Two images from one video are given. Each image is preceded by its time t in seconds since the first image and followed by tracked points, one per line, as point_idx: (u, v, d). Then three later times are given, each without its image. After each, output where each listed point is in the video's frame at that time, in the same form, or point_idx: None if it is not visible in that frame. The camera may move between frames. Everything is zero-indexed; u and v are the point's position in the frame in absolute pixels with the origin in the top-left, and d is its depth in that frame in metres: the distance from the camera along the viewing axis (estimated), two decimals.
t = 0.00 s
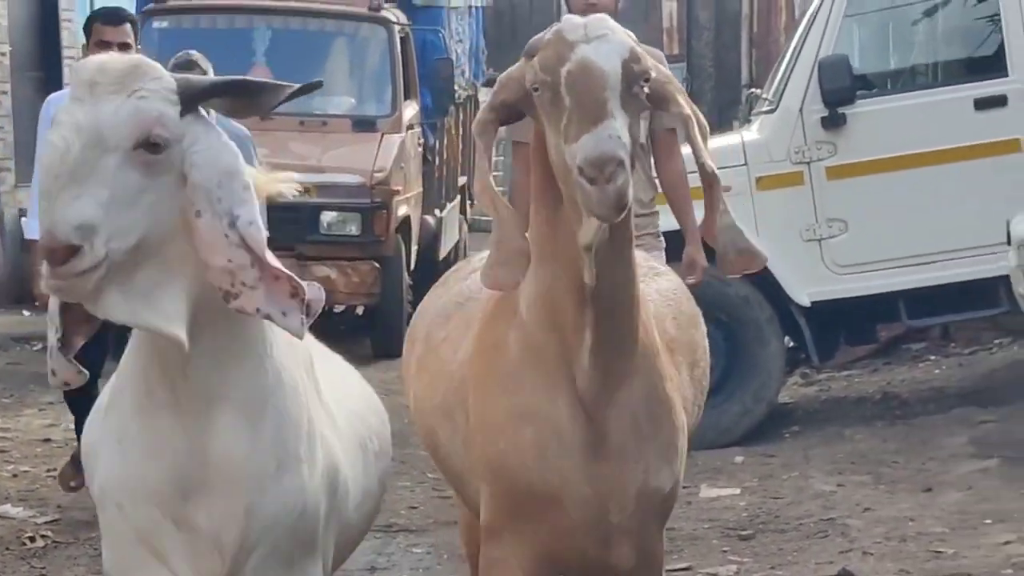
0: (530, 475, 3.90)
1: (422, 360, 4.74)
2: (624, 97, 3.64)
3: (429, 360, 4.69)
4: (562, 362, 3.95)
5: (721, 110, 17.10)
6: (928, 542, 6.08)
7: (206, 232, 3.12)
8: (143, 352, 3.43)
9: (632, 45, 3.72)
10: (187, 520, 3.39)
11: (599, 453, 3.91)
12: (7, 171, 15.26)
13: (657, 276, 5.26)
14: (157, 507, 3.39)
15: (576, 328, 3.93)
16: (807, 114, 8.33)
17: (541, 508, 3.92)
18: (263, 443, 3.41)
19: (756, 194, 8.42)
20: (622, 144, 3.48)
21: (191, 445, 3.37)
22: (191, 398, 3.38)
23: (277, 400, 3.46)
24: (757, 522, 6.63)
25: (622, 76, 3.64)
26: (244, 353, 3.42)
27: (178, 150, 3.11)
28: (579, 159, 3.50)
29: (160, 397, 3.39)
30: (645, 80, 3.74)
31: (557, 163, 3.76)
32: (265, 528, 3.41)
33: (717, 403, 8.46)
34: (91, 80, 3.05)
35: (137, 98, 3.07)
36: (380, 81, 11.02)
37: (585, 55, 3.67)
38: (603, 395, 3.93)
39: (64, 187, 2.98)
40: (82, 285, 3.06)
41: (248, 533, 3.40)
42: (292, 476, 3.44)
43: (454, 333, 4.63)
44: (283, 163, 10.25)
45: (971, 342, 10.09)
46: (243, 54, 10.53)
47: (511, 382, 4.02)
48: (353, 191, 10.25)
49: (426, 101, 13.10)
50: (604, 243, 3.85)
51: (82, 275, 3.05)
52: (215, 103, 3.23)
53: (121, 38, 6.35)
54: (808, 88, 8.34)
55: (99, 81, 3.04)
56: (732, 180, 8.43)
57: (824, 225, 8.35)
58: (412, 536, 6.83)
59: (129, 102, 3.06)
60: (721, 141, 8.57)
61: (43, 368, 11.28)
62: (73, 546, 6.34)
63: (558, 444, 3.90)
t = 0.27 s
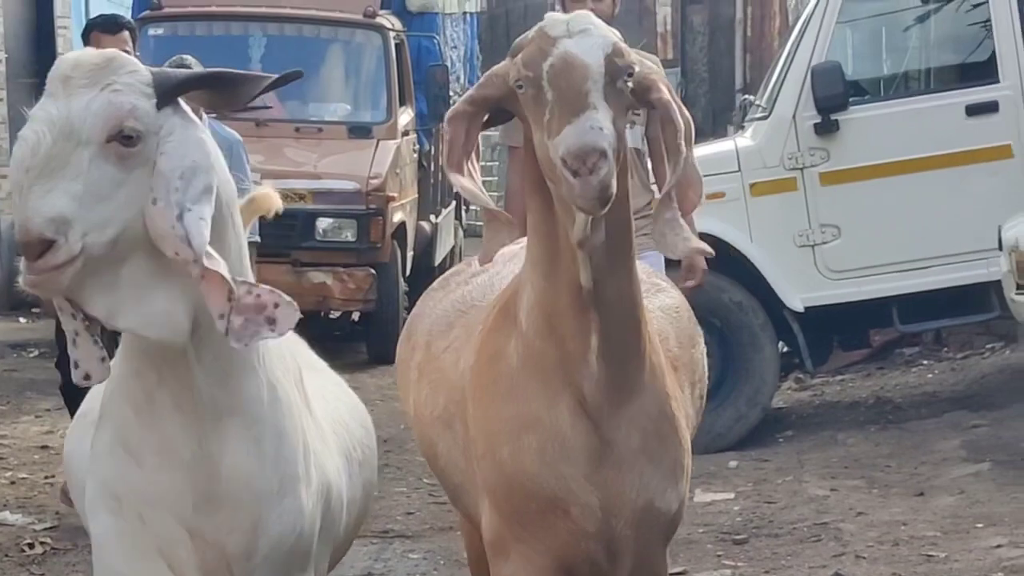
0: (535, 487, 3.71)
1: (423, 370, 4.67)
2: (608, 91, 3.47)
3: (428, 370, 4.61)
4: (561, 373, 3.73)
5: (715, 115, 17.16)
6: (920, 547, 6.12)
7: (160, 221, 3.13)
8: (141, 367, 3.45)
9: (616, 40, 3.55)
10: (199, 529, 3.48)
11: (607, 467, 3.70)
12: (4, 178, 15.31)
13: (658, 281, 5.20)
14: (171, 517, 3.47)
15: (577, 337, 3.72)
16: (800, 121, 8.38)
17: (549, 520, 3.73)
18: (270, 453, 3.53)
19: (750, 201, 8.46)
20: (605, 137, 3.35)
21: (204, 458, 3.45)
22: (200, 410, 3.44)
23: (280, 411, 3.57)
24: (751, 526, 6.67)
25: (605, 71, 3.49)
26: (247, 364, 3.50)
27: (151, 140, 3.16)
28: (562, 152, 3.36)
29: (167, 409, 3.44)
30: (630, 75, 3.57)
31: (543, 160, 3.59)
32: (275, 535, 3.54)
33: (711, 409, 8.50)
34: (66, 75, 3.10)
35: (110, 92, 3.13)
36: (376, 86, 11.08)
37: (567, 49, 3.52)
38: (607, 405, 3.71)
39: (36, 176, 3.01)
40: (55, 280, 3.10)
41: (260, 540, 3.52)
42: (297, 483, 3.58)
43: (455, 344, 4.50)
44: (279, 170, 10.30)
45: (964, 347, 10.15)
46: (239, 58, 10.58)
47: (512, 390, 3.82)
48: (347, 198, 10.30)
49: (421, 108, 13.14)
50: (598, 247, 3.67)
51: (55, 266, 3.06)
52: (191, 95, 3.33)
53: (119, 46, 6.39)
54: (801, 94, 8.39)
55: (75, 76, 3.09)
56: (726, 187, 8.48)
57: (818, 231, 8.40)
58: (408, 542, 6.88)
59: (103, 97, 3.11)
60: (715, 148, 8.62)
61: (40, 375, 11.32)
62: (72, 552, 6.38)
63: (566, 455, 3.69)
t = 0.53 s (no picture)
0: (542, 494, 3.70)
1: (417, 387, 4.69)
2: (583, 104, 3.41)
3: (422, 382, 4.65)
4: (558, 381, 3.69)
5: (706, 113, 17.27)
6: (906, 546, 6.21)
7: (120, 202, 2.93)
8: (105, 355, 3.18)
9: (595, 49, 3.48)
10: (177, 523, 3.25)
11: (609, 471, 3.70)
12: None
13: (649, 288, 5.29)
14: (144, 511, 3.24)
15: (570, 338, 3.68)
16: (789, 124, 8.46)
17: (552, 524, 3.73)
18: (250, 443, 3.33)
19: (740, 203, 8.55)
20: (576, 153, 3.33)
21: (179, 452, 3.21)
22: (175, 401, 3.21)
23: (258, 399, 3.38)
24: (739, 525, 6.76)
25: (580, 80, 3.42)
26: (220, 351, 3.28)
27: (109, 126, 2.97)
28: (532, 166, 3.34)
29: (136, 400, 3.19)
30: (611, 83, 3.48)
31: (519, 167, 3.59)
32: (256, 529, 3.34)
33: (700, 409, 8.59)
34: (15, 64, 2.94)
35: (63, 80, 2.96)
36: (368, 88, 11.14)
37: (541, 60, 3.47)
38: (606, 410, 3.70)
39: None
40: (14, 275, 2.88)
41: (242, 534, 3.32)
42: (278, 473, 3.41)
43: (450, 359, 4.51)
44: (272, 171, 10.37)
45: (952, 347, 10.24)
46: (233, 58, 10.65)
47: (507, 393, 3.79)
48: (339, 198, 10.39)
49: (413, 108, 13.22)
50: (592, 255, 3.62)
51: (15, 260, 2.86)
52: (150, 82, 3.15)
53: (114, 50, 6.44)
54: (790, 98, 8.46)
55: (25, 65, 2.93)
56: (716, 189, 8.56)
57: (807, 233, 8.48)
58: (401, 540, 6.96)
59: (55, 84, 2.94)
60: (705, 151, 8.71)
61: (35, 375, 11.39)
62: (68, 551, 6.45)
63: (569, 460, 3.67)
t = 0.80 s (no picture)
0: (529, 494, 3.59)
1: (421, 399, 4.75)
2: (583, 136, 3.22)
3: (427, 396, 4.69)
4: (555, 378, 3.56)
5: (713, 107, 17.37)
6: (905, 537, 6.29)
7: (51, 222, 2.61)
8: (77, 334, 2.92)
9: (598, 78, 3.27)
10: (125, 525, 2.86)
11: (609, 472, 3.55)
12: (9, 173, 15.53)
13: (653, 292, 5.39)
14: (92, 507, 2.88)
15: (567, 341, 3.53)
16: (793, 119, 8.53)
17: (549, 528, 3.60)
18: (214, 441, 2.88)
19: (744, 197, 8.62)
20: (574, 192, 3.14)
21: (141, 446, 2.83)
22: (132, 389, 2.84)
23: (240, 396, 2.93)
24: (741, 516, 6.84)
25: (581, 113, 3.22)
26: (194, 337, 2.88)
27: (57, 130, 2.62)
28: (527, 205, 3.16)
29: (94, 384, 2.88)
30: (612, 116, 3.29)
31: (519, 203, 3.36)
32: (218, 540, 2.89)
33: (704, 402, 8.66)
34: None
35: (14, 77, 2.63)
36: (376, 82, 11.22)
37: (541, 90, 3.25)
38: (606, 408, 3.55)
39: None
40: None
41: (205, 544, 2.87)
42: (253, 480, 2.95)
43: (456, 365, 4.58)
44: (279, 165, 10.49)
45: (954, 341, 10.30)
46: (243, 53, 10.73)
47: (509, 395, 3.68)
48: (348, 191, 10.44)
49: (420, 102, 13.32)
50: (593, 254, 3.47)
51: None
52: (112, 84, 2.77)
53: (123, 48, 6.53)
54: (794, 94, 8.54)
55: None
56: (720, 183, 8.63)
57: (810, 227, 8.55)
58: (406, 531, 7.05)
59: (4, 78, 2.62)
60: (709, 147, 8.78)
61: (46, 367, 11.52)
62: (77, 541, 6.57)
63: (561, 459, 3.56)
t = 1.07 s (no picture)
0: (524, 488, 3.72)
1: (437, 387, 4.79)
2: (594, 157, 3.35)
3: (444, 380, 4.75)
4: (555, 374, 3.68)
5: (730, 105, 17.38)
6: (913, 532, 6.34)
7: (14, 221, 2.66)
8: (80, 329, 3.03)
9: (610, 97, 3.40)
10: (106, 519, 2.96)
11: (598, 470, 3.64)
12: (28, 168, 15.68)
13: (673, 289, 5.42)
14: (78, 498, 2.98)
15: (569, 337, 3.64)
16: (805, 117, 8.57)
17: (545, 521, 3.72)
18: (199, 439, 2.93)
19: (756, 194, 8.66)
20: (584, 215, 3.25)
21: (131, 442, 2.91)
22: (119, 387, 2.92)
23: (236, 392, 2.98)
24: (751, 511, 6.90)
25: (591, 132, 3.34)
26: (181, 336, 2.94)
27: (35, 131, 2.69)
28: (537, 228, 3.25)
29: (85, 379, 2.98)
30: (622, 133, 3.42)
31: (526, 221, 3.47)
32: (200, 536, 2.96)
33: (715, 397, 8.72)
34: None
35: None
36: (392, 79, 11.28)
37: (551, 110, 3.37)
38: (603, 410, 3.64)
39: None
40: None
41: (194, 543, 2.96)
42: (241, 481, 2.99)
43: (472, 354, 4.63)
44: (294, 163, 10.59)
45: (967, 338, 10.33)
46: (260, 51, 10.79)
47: (515, 387, 3.79)
48: (364, 188, 10.54)
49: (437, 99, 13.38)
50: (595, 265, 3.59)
51: None
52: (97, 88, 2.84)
53: (139, 45, 6.61)
54: (806, 91, 8.58)
55: None
56: (732, 180, 8.68)
57: (822, 225, 8.60)
58: (419, 524, 7.12)
59: None
60: (722, 144, 8.82)
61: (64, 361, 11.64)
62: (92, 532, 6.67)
63: (550, 458, 3.67)
